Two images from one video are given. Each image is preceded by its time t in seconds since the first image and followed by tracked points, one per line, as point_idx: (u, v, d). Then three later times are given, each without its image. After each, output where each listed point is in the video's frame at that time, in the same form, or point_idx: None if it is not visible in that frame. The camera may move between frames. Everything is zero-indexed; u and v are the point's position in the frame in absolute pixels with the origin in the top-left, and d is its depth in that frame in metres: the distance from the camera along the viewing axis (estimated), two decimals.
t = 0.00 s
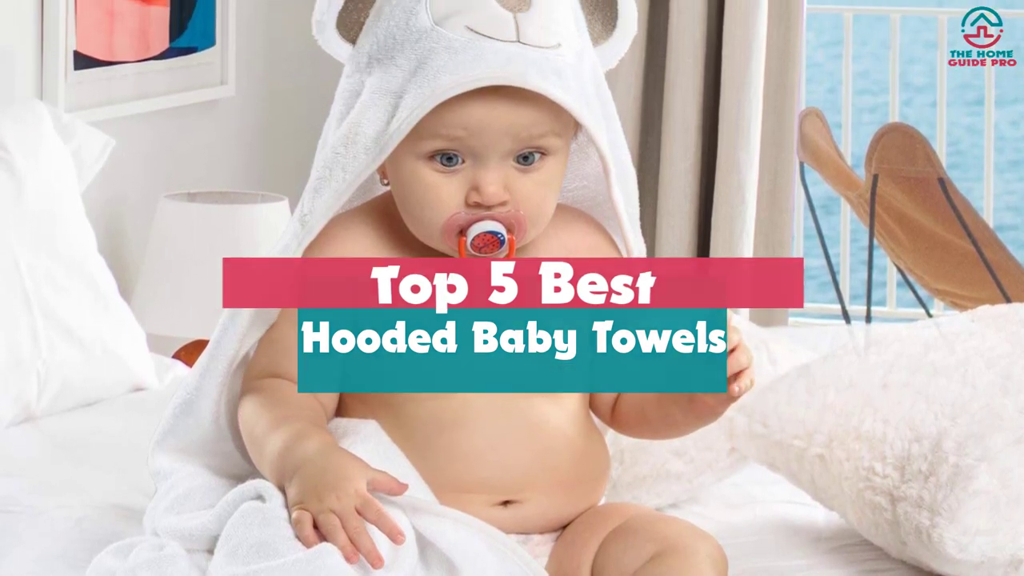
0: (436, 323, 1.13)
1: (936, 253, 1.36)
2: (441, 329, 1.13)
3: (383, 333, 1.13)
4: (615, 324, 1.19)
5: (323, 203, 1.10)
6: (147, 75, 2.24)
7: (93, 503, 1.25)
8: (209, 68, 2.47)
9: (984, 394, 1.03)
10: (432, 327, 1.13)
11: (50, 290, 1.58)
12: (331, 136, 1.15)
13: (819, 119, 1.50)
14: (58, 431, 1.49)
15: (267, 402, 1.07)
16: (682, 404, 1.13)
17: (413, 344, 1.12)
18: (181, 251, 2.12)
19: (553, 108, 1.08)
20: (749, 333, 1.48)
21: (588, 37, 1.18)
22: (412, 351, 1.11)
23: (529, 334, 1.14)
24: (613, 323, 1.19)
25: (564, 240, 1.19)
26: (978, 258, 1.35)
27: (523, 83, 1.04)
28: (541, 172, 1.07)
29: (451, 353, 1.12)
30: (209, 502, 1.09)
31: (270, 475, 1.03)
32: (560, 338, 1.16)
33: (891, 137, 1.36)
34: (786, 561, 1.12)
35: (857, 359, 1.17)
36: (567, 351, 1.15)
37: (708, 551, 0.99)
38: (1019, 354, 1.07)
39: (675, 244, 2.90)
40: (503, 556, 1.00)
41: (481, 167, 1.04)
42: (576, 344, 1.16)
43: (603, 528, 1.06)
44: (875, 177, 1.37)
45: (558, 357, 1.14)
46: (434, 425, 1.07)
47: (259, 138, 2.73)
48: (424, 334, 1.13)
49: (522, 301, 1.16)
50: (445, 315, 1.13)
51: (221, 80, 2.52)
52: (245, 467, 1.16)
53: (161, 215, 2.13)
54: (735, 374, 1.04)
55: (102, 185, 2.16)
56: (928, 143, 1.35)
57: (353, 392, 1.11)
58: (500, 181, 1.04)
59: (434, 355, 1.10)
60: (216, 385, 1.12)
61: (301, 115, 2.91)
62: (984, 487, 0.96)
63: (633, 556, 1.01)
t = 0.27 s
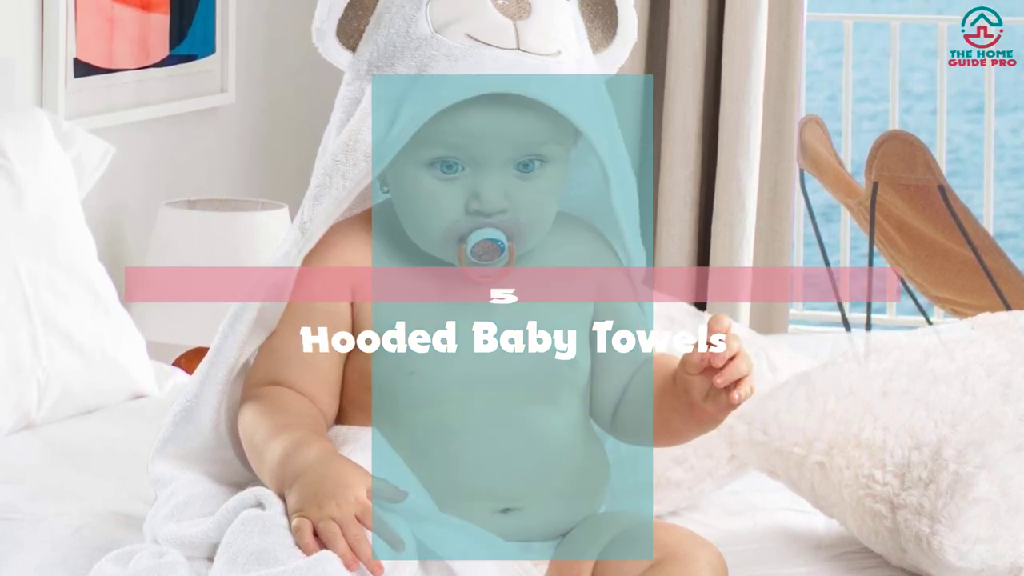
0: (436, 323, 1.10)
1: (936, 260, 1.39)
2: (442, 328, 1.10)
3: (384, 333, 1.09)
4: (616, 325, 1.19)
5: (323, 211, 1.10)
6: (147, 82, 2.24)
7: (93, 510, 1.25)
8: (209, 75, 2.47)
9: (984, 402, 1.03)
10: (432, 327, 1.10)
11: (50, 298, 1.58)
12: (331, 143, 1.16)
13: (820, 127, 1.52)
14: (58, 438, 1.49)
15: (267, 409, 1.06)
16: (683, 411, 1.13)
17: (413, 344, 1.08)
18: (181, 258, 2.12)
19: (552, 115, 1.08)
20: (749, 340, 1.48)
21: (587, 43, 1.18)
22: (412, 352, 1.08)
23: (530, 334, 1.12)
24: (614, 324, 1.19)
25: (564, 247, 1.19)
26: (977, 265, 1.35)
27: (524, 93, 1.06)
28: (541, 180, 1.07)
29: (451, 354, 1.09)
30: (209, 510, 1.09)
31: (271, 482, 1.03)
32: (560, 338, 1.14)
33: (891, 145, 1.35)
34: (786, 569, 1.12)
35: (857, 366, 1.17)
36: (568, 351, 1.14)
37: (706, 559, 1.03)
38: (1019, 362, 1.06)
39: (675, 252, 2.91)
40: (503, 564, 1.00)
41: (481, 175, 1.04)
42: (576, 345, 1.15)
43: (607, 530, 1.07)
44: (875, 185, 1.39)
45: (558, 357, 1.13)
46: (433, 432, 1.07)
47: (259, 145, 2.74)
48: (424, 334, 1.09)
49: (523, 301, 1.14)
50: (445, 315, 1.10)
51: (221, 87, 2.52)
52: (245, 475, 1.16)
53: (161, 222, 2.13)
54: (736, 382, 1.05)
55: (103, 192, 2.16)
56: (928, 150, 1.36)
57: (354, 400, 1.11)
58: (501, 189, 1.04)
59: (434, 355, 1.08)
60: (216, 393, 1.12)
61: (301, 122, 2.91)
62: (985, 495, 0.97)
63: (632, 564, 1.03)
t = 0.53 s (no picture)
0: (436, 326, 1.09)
1: (936, 267, 1.37)
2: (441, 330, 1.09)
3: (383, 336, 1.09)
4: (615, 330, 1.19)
5: (323, 217, 1.11)
6: (147, 89, 2.25)
7: (93, 518, 1.25)
8: (209, 83, 2.48)
9: (984, 409, 1.04)
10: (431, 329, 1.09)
11: (51, 305, 1.58)
12: (331, 151, 1.16)
13: (819, 134, 1.52)
14: (59, 446, 1.49)
15: (267, 416, 1.07)
16: (682, 418, 1.13)
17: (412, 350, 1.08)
18: (181, 266, 2.13)
19: (552, 122, 1.08)
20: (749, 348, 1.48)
21: (588, 51, 1.18)
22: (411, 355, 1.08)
23: (530, 335, 1.11)
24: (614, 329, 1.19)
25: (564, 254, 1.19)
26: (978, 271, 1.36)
27: (522, 99, 1.05)
28: (541, 187, 1.06)
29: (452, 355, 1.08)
30: (209, 517, 1.09)
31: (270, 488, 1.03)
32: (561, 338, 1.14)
33: (891, 152, 1.39)
34: None
35: (857, 373, 1.15)
36: (568, 351, 1.14)
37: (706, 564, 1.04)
38: (1019, 369, 1.08)
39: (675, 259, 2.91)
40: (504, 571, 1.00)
41: (481, 182, 1.03)
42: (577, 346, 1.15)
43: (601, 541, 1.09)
44: (875, 192, 1.39)
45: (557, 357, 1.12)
46: (435, 440, 1.07)
47: (259, 153, 2.74)
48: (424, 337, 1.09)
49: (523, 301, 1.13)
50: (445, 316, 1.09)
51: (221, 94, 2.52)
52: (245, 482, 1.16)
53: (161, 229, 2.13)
54: (736, 389, 1.05)
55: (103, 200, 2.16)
56: (928, 157, 1.38)
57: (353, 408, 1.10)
58: (501, 196, 1.03)
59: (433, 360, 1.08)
60: (216, 400, 1.12)
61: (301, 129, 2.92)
62: (984, 503, 0.97)
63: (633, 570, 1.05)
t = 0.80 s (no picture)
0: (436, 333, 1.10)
1: (936, 274, 1.37)
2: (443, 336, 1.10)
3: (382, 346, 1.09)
4: (614, 339, 1.20)
5: (323, 224, 1.11)
6: (147, 96, 2.25)
7: (93, 525, 1.25)
8: (209, 89, 2.48)
9: (984, 416, 1.05)
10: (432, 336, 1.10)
11: (51, 312, 1.58)
12: (331, 158, 1.16)
13: (819, 141, 1.54)
14: (59, 453, 1.49)
15: (268, 422, 1.06)
16: (683, 425, 1.12)
17: (411, 358, 1.09)
18: (181, 273, 2.13)
19: (553, 130, 1.08)
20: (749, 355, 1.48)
21: (588, 59, 1.19)
22: (410, 363, 1.09)
23: (529, 344, 1.12)
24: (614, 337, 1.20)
25: (564, 261, 1.19)
26: (978, 280, 1.34)
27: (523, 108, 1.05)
28: (541, 194, 1.08)
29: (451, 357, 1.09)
30: (209, 524, 1.09)
31: (270, 496, 1.02)
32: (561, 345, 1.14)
33: (890, 159, 1.38)
34: None
35: (856, 380, 1.16)
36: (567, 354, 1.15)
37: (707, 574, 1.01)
38: (1019, 377, 1.10)
39: (675, 266, 2.91)
40: None
41: (481, 189, 1.04)
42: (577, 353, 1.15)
43: (602, 551, 1.07)
44: (876, 199, 1.40)
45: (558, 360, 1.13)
46: (434, 448, 1.07)
47: (259, 160, 2.74)
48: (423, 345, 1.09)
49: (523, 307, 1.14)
50: (445, 326, 1.10)
51: (221, 101, 2.53)
52: (245, 489, 1.16)
53: (161, 235, 2.13)
54: (736, 396, 1.04)
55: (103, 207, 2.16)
56: (928, 165, 1.36)
57: (353, 415, 1.11)
58: (501, 203, 1.05)
59: (433, 370, 1.08)
60: (216, 408, 1.12)
61: (301, 137, 2.92)
62: (984, 509, 0.96)
63: None
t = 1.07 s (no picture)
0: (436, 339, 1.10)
1: (936, 280, 1.37)
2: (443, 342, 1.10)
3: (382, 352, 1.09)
4: (614, 345, 1.20)
5: (323, 231, 1.11)
6: (148, 103, 2.25)
7: (93, 531, 1.25)
8: (209, 96, 2.49)
9: (984, 423, 1.04)
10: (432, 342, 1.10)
11: (50, 319, 1.58)
12: (331, 165, 1.16)
13: (819, 148, 1.54)
14: (59, 459, 1.49)
15: (268, 428, 1.06)
16: (683, 431, 1.12)
17: (410, 364, 1.09)
18: (181, 279, 2.13)
19: (553, 136, 1.08)
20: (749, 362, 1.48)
21: (587, 66, 1.19)
22: (410, 369, 1.09)
23: (530, 350, 1.12)
24: (614, 344, 1.20)
25: (564, 268, 1.20)
26: (978, 286, 1.36)
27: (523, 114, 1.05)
28: (541, 201, 1.08)
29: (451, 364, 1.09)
30: (210, 530, 1.09)
31: (270, 502, 1.02)
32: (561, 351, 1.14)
33: (890, 165, 1.38)
34: None
35: (857, 387, 1.16)
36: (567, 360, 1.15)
37: None
38: (1018, 384, 1.12)
39: (675, 273, 2.91)
40: None
41: (481, 196, 1.04)
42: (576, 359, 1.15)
43: (602, 557, 1.07)
44: (875, 207, 1.38)
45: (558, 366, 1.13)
46: (434, 455, 1.07)
47: (259, 167, 2.74)
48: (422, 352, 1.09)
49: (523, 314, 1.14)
50: (445, 333, 1.10)
51: (221, 108, 2.53)
52: (245, 496, 1.16)
53: (161, 242, 2.14)
54: (736, 403, 1.04)
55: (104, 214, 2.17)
56: (928, 171, 1.36)
57: (353, 421, 1.11)
58: (501, 210, 1.05)
59: (433, 376, 1.08)
60: (215, 414, 1.12)
61: (301, 144, 2.92)
62: (984, 516, 0.96)
63: None
